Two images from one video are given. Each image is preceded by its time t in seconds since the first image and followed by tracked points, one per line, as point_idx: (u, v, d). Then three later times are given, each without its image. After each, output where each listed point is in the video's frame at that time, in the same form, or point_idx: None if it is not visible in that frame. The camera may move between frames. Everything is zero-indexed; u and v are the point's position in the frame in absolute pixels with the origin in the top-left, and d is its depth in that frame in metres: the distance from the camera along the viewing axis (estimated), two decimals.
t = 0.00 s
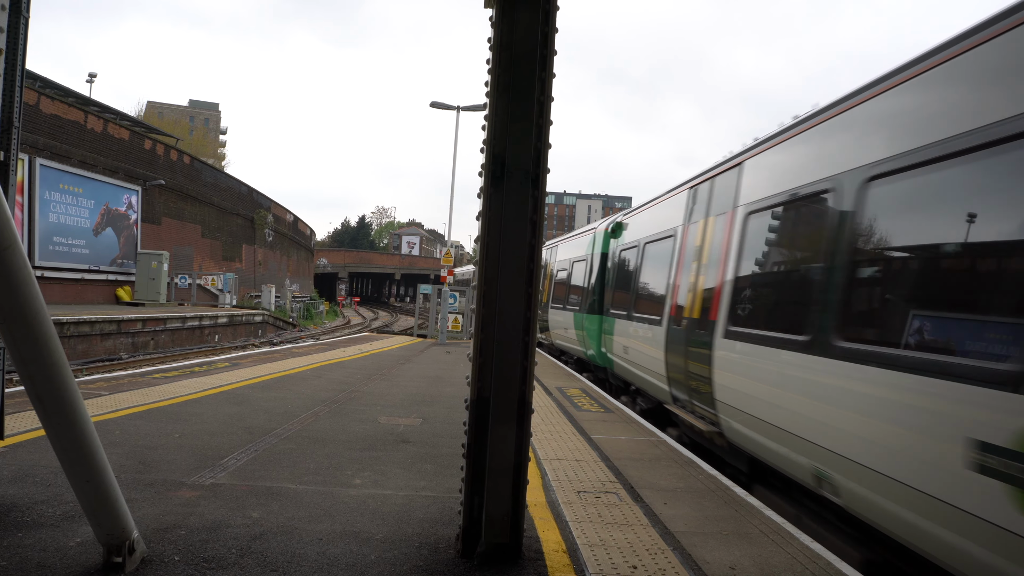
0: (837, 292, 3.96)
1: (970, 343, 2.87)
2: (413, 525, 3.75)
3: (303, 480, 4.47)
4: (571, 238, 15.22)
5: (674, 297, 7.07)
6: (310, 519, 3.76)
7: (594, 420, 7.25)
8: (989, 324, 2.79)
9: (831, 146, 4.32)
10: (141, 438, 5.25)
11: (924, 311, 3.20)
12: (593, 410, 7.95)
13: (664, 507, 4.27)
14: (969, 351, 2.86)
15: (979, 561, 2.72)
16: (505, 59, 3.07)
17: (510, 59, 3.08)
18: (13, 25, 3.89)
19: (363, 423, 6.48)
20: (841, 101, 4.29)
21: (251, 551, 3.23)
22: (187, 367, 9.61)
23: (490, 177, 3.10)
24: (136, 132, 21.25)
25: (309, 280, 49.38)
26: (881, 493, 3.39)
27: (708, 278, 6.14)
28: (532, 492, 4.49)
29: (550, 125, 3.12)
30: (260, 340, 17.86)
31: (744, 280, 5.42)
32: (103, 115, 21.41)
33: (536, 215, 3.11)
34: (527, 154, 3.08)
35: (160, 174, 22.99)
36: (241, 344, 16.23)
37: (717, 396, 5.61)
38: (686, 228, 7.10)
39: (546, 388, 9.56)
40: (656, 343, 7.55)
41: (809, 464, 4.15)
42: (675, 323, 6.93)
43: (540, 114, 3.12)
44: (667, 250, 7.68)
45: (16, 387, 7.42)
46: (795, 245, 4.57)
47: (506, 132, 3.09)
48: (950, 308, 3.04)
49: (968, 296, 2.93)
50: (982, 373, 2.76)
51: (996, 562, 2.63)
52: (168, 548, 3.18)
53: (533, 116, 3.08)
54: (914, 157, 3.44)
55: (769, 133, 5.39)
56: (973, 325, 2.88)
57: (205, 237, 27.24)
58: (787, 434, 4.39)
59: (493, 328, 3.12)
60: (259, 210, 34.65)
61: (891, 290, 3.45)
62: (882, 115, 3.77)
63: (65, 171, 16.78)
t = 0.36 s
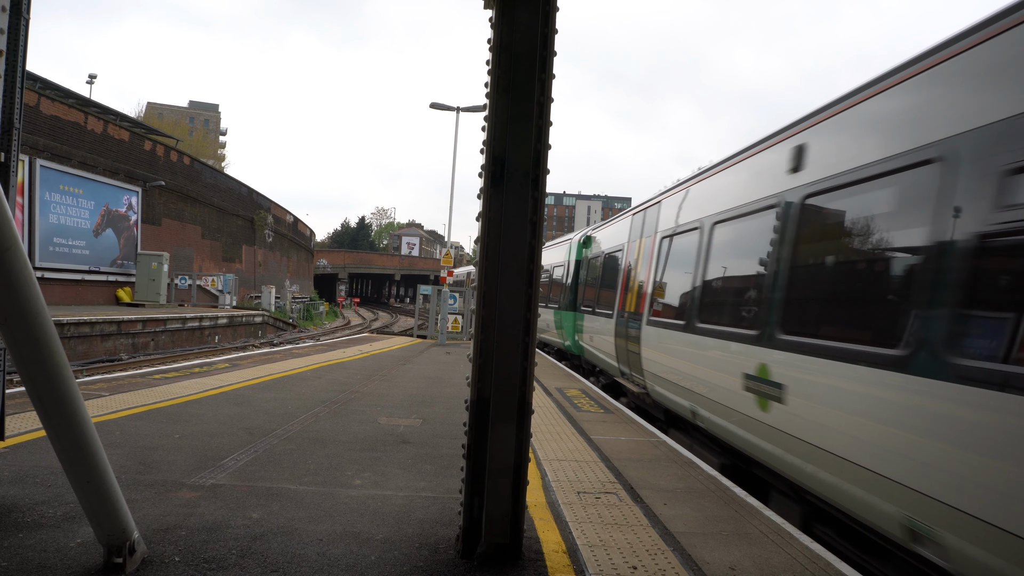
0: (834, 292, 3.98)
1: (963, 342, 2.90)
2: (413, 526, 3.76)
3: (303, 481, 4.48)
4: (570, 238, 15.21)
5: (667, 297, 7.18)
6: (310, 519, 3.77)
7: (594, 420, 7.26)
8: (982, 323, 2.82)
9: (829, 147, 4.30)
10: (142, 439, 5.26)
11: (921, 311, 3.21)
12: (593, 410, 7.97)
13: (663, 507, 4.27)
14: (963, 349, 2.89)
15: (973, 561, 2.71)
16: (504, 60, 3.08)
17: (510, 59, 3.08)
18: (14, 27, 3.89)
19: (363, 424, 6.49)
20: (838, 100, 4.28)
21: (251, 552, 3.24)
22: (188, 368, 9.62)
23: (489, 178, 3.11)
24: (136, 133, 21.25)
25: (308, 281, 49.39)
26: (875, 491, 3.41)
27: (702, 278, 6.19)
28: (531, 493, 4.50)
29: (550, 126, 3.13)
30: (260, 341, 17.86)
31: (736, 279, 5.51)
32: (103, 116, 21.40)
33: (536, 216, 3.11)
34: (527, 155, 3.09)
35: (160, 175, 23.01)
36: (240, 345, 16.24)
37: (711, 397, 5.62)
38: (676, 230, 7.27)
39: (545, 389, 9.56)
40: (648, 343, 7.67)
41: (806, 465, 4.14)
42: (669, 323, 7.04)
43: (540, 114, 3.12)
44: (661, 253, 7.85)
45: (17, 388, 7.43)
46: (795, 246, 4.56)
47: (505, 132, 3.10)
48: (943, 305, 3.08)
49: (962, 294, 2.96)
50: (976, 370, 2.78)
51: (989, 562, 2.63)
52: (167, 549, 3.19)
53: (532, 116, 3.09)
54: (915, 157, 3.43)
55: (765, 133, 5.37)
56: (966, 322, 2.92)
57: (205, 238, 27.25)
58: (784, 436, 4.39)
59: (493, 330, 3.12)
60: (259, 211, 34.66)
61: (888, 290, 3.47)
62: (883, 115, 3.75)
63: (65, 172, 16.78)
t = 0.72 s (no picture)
0: (831, 290, 3.95)
1: (942, 339, 2.95)
2: (411, 526, 3.76)
3: (302, 481, 4.48)
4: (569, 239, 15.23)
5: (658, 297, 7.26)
6: (309, 520, 3.76)
7: (592, 421, 7.26)
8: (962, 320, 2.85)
9: (827, 148, 4.29)
10: (140, 439, 5.26)
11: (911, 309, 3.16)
12: (591, 411, 7.98)
13: (662, 508, 4.28)
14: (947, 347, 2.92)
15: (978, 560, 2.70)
16: (504, 60, 3.08)
17: (510, 59, 3.08)
18: (13, 26, 3.88)
19: (362, 424, 6.49)
20: (838, 102, 4.29)
21: (250, 552, 3.23)
22: (186, 368, 9.61)
23: (489, 178, 3.11)
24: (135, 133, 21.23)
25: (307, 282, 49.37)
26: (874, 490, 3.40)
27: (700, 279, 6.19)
28: (530, 493, 4.50)
29: (549, 127, 3.13)
30: (258, 341, 17.85)
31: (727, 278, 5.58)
32: (101, 116, 21.36)
33: (534, 216, 3.12)
34: (526, 156, 3.09)
35: (158, 175, 22.99)
36: (239, 345, 16.23)
37: (708, 397, 5.61)
38: (668, 232, 7.42)
39: (543, 389, 9.57)
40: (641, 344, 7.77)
41: (803, 465, 4.14)
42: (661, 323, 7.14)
43: (540, 115, 3.12)
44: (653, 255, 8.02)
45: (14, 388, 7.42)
46: (791, 247, 4.55)
47: (505, 133, 3.10)
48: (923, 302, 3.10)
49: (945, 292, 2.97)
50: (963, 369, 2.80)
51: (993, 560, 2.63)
52: (165, 549, 3.18)
53: (533, 117, 3.09)
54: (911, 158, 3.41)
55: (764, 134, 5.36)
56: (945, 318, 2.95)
57: (204, 238, 27.23)
58: (780, 436, 4.39)
59: (492, 330, 3.13)
60: (258, 211, 34.65)
61: (879, 287, 3.46)
62: (881, 117, 3.75)
63: (64, 172, 16.77)
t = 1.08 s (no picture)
0: (825, 289, 3.95)
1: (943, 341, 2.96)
2: (407, 526, 3.76)
3: (298, 481, 4.48)
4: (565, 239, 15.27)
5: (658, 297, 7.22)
6: (304, 520, 3.77)
7: (588, 421, 7.28)
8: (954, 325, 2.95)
9: (822, 148, 4.30)
10: (136, 439, 5.25)
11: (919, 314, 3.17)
12: (587, 411, 7.99)
13: (658, 508, 4.29)
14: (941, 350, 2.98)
15: (974, 557, 2.70)
16: (500, 60, 3.10)
17: (506, 60, 3.09)
18: (7, 26, 3.86)
19: (358, 425, 6.50)
20: (831, 102, 4.29)
21: (245, 552, 3.23)
22: (182, 369, 9.58)
23: (485, 178, 3.12)
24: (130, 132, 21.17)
25: (303, 282, 49.31)
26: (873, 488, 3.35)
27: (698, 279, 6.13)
28: (525, 493, 4.51)
29: (545, 126, 3.13)
30: (255, 341, 17.82)
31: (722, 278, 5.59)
32: (97, 115, 21.28)
33: (532, 217, 3.15)
34: (522, 156, 3.10)
35: (154, 175, 22.93)
36: (235, 346, 16.20)
37: (704, 397, 5.63)
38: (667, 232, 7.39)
39: (539, 389, 9.58)
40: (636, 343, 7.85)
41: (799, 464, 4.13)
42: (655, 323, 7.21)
43: (536, 114, 3.12)
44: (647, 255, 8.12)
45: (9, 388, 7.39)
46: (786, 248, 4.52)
47: (501, 132, 3.11)
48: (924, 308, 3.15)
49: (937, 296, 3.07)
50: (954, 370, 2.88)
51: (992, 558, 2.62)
52: (161, 550, 3.18)
53: (529, 117, 3.10)
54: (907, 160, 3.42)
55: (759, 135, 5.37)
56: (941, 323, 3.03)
57: (200, 238, 27.17)
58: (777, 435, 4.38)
59: (487, 329, 3.13)
60: (254, 211, 34.60)
61: (883, 288, 3.45)
62: (873, 117, 3.76)
63: (59, 172, 16.71)
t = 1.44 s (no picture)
0: (817, 288, 3.91)
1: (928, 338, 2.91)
2: (406, 526, 3.77)
3: (297, 481, 4.48)
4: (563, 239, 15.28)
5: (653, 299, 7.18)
6: (303, 520, 3.77)
7: (587, 421, 7.29)
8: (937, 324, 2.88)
9: (817, 150, 4.28)
10: (135, 439, 5.25)
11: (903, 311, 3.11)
12: (587, 411, 8.00)
13: (657, 508, 4.29)
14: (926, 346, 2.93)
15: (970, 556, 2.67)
16: (500, 60, 3.10)
17: (506, 60, 3.10)
18: (6, 25, 3.84)
19: (357, 424, 6.49)
20: (826, 107, 4.28)
21: (245, 552, 3.23)
22: (181, 369, 9.57)
23: (484, 178, 3.12)
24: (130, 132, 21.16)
25: (302, 282, 49.33)
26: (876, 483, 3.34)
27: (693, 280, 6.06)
28: (524, 493, 4.51)
29: (545, 127, 3.14)
30: (254, 341, 17.81)
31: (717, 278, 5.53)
32: (96, 116, 21.26)
33: (531, 217, 3.15)
34: (521, 156, 3.10)
35: (153, 175, 22.90)
36: (234, 346, 16.19)
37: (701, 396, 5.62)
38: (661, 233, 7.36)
39: (538, 389, 9.58)
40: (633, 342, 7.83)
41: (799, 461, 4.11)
42: (652, 323, 7.19)
43: (536, 114, 3.12)
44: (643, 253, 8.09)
45: (8, 388, 7.39)
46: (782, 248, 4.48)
47: (502, 132, 3.11)
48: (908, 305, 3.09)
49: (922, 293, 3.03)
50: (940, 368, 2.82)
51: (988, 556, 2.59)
52: (161, 550, 3.18)
53: (529, 116, 3.10)
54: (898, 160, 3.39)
55: (754, 140, 5.35)
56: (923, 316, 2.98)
57: (199, 238, 27.16)
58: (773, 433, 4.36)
59: (487, 329, 3.13)
60: (254, 211, 34.60)
61: (871, 285, 3.40)
62: (870, 119, 3.74)
63: (57, 172, 16.69)
